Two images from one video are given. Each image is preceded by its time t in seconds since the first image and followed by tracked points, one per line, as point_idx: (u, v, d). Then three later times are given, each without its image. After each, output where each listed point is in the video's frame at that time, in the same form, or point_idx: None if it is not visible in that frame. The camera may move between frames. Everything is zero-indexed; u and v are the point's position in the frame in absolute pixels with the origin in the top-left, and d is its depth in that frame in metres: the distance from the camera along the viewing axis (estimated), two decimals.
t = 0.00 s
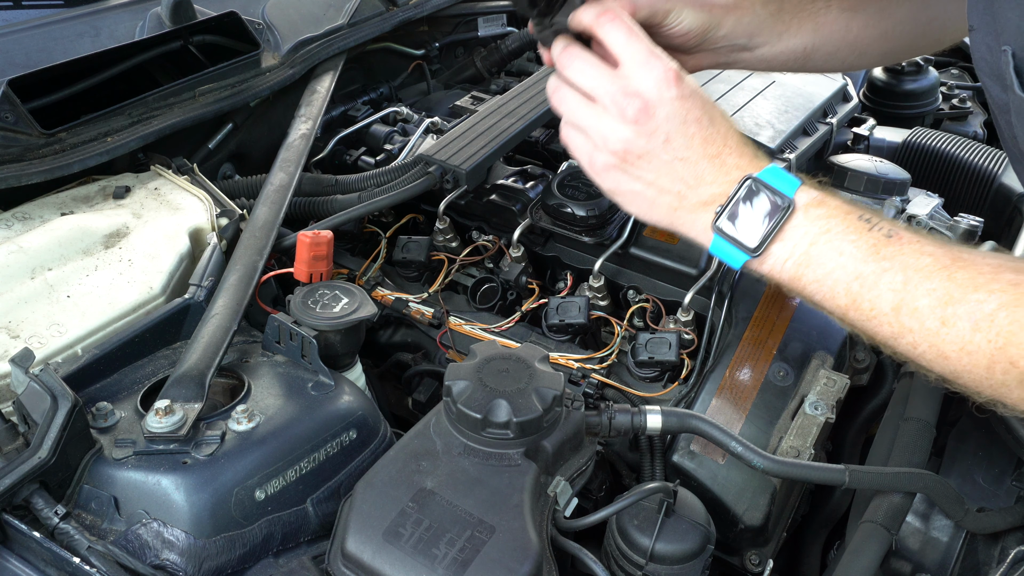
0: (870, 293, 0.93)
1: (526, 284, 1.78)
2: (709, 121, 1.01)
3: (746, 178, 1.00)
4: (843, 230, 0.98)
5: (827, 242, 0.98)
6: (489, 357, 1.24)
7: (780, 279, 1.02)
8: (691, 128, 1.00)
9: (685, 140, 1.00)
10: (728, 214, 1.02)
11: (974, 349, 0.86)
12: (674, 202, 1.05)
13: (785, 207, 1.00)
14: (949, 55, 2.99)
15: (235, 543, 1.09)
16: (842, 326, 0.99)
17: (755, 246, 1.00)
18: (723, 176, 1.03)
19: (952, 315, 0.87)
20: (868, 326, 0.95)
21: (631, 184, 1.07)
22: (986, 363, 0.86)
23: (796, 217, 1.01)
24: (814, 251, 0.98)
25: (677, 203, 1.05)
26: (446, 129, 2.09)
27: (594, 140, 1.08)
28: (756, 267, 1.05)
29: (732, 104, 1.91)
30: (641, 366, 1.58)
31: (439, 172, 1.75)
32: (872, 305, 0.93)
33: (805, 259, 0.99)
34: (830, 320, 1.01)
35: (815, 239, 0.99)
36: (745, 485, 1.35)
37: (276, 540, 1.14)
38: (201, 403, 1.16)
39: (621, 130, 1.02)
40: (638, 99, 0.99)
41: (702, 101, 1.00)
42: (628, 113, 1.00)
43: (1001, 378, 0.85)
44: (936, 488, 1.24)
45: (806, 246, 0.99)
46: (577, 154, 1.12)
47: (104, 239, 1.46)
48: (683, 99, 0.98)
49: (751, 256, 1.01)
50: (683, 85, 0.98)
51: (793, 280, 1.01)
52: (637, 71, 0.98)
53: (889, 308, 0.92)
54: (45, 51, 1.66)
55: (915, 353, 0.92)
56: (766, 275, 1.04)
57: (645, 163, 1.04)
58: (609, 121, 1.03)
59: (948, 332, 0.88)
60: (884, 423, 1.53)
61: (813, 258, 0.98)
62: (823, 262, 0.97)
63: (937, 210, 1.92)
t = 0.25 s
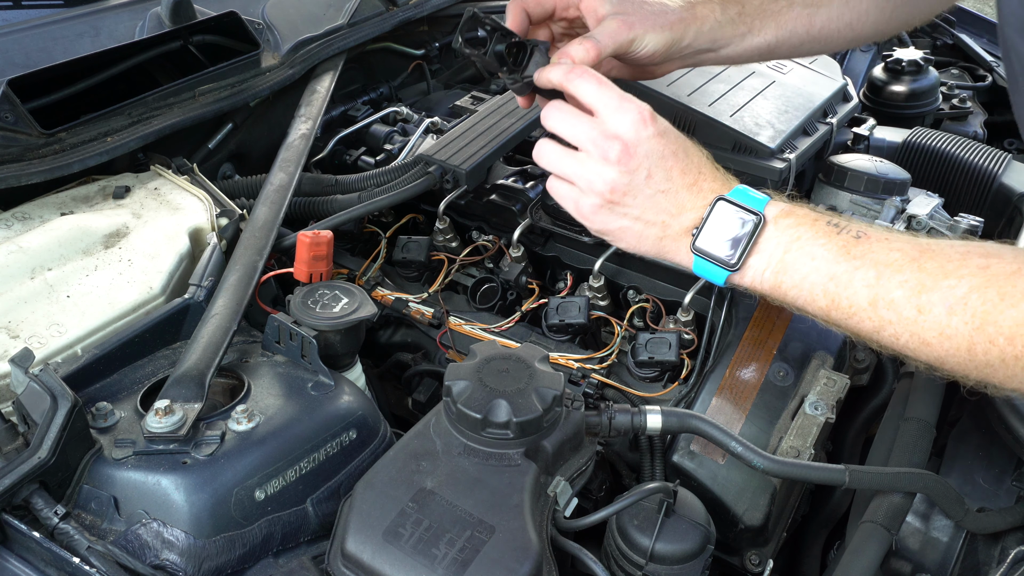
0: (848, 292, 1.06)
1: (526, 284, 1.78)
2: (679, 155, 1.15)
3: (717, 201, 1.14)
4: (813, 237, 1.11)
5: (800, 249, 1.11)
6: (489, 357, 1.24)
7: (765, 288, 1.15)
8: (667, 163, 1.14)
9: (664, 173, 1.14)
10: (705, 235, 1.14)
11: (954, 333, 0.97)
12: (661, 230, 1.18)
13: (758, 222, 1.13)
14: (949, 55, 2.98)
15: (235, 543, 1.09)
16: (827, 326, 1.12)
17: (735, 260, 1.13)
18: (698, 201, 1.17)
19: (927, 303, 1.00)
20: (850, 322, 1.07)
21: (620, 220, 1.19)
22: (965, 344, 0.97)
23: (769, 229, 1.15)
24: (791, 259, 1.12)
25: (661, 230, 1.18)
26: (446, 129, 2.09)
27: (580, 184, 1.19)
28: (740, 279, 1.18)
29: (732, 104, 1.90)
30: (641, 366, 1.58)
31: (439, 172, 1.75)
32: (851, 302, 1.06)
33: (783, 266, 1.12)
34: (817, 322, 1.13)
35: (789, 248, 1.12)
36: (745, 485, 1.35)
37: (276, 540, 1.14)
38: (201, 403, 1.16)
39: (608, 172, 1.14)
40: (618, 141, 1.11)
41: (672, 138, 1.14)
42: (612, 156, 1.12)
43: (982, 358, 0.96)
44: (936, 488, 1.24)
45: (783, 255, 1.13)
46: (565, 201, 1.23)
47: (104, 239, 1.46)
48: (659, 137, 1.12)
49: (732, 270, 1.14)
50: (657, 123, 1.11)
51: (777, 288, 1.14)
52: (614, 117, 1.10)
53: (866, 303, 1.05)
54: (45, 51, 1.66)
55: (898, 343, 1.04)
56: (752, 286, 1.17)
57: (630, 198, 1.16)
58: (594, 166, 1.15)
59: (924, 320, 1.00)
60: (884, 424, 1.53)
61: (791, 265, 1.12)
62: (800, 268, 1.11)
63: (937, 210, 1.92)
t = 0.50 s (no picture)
0: (860, 286, 1.05)
1: (526, 284, 1.78)
2: (689, 174, 1.18)
3: (722, 215, 1.14)
4: (819, 236, 1.11)
5: (808, 250, 1.10)
6: (489, 357, 1.24)
7: (780, 294, 1.14)
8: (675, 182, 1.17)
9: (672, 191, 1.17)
10: (714, 249, 1.15)
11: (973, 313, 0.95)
12: (672, 246, 1.20)
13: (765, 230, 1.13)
14: (949, 54, 2.99)
15: (235, 543, 1.09)
16: (846, 325, 1.10)
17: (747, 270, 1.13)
18: (708, 216, 1.18)
19: (941, 287, 0.98)
20: (868, 318, 1.05)
21: (632, 238, 1.22)
22: (986, 324, 0.94)
23: (775, 234, 1.14)
24: (800, 261, 1.11)
25: (674, 246, 1.20)
26: (446, 129, 2.09)
27: (594, 203, 1.24)
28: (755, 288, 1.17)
29: (732, 104, 1.90)
30: (641, 366, 1.58)
31: (439, 172, 1.75)
32: (864, 296, 1.04)
33: (793, 269, 1.11)
34: (836, 323, 1.11)
35: (797, 250, 1.11)
36: (745, 485, 1.35)
37: (276, 540, 1.14)
38: (201, 403, 1.16)
39: (617, 191, 1.19)
40: (624, 162, 1.17)
41: (681, 158, 1.17)
42: (619, 177, 1.18)
43: (1005, 335, 0.93)
44: (936, 488, 1.24)
45: (792, 258, 1.12)
46: (583, 221, 1.29)
47: (104, 238, 1.46)
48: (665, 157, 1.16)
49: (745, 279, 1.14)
50: (664, 144, 1.16)
51: (791, 292, 1.12)
52: (621, 140, 1.16)
53: (880, 295, 1.03)
54: (45, 51, 1.66)
55: (917, 332, 1.01)
56: (767, 293, 1.16)
57: (638, 217, 1.19)
58: (605, 187, 1.20)
59: (940, 304, 0.98)
60: (884, 424, 1.53)
61: (801, 266, 1.11)
62: (810, 269, 1.09)
63: (937, 210, 1.93)
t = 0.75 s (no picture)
0: (892, 304, 1.02)
1: (526, 284, 1.79)
2: (717, 208, 1.17)
3: (751, 247, 1.12)
4: (845, 258, 1.09)
5: (835, 273, 1.09)
6: (489, 357, 1.24)
7: (813, 320, 1.11)
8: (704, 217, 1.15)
9: (702, 226, 1.15)
10: (744, 280, 1.13)
11: (1011, 317, 0.92)
12: (705, 281, 1.18)
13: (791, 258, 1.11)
14: (949, 54, 2.99)
15: (235, 543, 1.09)
16: (882, 346, 1.07)
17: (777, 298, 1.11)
18: (736, 249, 1.17)
19: (974, 295, 0.95)
20: (903, 335, 1.02)
21: (664, 276, 1.19)
22: None
23: (801, 261, 1.13)
24: (829, 284, 1.09)
25: (705, 281, 1.18)
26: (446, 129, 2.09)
27: (623, 244, 1.22)
28: (787, 317, 1.15)
29: (732, 104, 1.90)
30: (641, 366, 1.58)
31: (439, 172, 1.75)
32: (897, 313, 1.02)
33: (823, 293, 1.09)
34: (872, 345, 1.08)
35: (824, 274, 1.09)
36: (745, 485, 1.35)
37: (276, 540, 1.14)
38: (201, 403, 1.16)
39: (647, 229, 1.17)
40: (653, 200, 1.15)
41: (708, 193, 1.16)
42: (649, 215, 1.16)
43: None
44: (936, 488, 1.24)
45: (820, 282, 1.10)
46: (614, 263, 1.26)
47: (104, 238, 1.46)
48: (694, 192, 1.15)
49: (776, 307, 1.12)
50: (692, 180, 1.15)
51: (823, 317, 1.10)
52: (649, 179, 1.15)
53: (912, 311, 1.01)
54: (46, 51, 1.66)
55: (955, 345, 0.98)
56: (800, 321, 1.13)
57: (669, 254, 1.17)
58: (635, 228, 1.18)
59: (975, 312, 0.95)
60: (883, 424, 1.53)
61: (831, 288, 1.08)
62: (840, 291, 1.07)
63: (937, 210, 1.91)
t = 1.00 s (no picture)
0: (885, 291, 1.01)
1: (526, 284, 1.79)
2: (705, 213, 1.20)
3: (743, 245, 1.13)
4: (838, 250, 1.08)
5: (829, 265, 1.08)
6: (489, 357, 1.24)
7: (812, 314, 1.11)
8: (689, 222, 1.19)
9: (688, 231, 1.19)
10: (741, 281, 1.13)
11: (1004, 294, 0.90)
12: (699, 285, 1.20)
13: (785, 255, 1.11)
14: (949, 54, 2.98)
15: (235, 543, 1.09)
16: (881, 336, 1.06)
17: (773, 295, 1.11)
18: (730, 250, 1.18)
19: (966, 275, 0.94)
20: (899, 323, 1.01)
21: (661, 283, 1.23)
22: (1018, 304, 0.89)
23: (795, 257, 1.12)
24: (824, 277, 1.08)
25: (701, 284, 1.20)
26: (446, 129, 2.09)
27: (618, 257, 1.27)
28: (786, 313, 1.14)
29: (732, 104, 1.90)
30: (641, 366, 1.58)
31: (439, 172, 1.75)
32: (891, 300, 1.01)
33: (819, 285, 1.08)
34: (871, 335, 1.07)
35: (818, 267, 1.09)
36: (745, 485, 1.35)
37: (276, 540, 1.14)
38: (201, 403, 1.16)
39: (636, 240, 1.23)
40: (637, 212, 1.22)
41: (693, 199, 1.21)
42: (636, 227, 1.23)
43: None
44: (936, 488, 1.24)
45: (815, 276, 1.09)
46: (615, 277, 1.31)
47: (104, 238, 1.46)
48: (676, 200, 1.20)
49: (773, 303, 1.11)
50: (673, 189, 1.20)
51: (821, 310, 1.09)
52: (632, 193, 1.23)
53: (906, 296, 1.00)
54: (45, 51, 1.66)
55: (951, 328, 0.96)
56: (799, 316, 1.13)
57: (660, 261, 1.21)
58: (627, 241, 1.24)
59: (968, 292, 0.93)
60: (883, 424, 1.53)
61: (826, 281, 1.08)
62: (834, 283, 1.07)
63: (937, 211, 1.92)
